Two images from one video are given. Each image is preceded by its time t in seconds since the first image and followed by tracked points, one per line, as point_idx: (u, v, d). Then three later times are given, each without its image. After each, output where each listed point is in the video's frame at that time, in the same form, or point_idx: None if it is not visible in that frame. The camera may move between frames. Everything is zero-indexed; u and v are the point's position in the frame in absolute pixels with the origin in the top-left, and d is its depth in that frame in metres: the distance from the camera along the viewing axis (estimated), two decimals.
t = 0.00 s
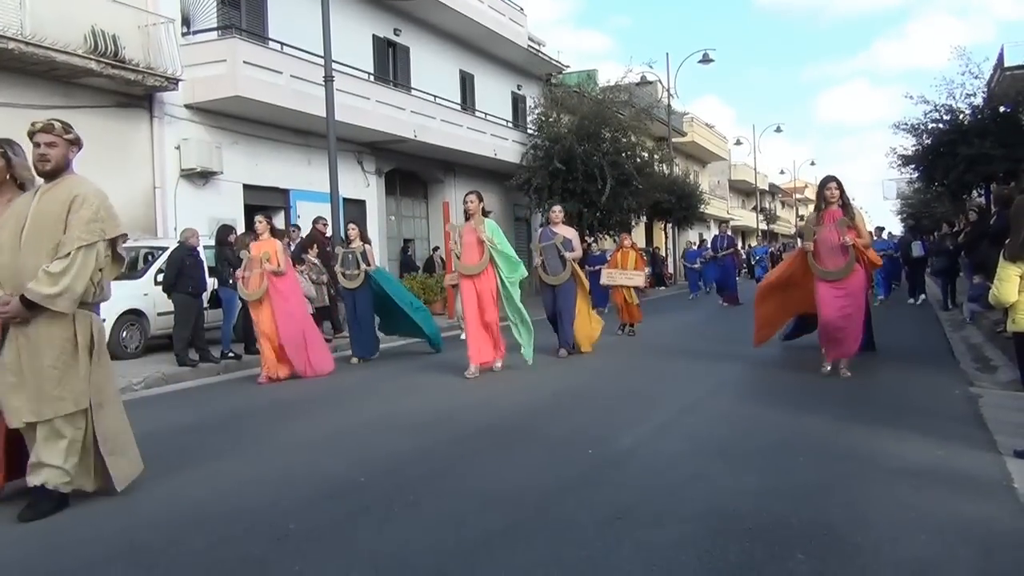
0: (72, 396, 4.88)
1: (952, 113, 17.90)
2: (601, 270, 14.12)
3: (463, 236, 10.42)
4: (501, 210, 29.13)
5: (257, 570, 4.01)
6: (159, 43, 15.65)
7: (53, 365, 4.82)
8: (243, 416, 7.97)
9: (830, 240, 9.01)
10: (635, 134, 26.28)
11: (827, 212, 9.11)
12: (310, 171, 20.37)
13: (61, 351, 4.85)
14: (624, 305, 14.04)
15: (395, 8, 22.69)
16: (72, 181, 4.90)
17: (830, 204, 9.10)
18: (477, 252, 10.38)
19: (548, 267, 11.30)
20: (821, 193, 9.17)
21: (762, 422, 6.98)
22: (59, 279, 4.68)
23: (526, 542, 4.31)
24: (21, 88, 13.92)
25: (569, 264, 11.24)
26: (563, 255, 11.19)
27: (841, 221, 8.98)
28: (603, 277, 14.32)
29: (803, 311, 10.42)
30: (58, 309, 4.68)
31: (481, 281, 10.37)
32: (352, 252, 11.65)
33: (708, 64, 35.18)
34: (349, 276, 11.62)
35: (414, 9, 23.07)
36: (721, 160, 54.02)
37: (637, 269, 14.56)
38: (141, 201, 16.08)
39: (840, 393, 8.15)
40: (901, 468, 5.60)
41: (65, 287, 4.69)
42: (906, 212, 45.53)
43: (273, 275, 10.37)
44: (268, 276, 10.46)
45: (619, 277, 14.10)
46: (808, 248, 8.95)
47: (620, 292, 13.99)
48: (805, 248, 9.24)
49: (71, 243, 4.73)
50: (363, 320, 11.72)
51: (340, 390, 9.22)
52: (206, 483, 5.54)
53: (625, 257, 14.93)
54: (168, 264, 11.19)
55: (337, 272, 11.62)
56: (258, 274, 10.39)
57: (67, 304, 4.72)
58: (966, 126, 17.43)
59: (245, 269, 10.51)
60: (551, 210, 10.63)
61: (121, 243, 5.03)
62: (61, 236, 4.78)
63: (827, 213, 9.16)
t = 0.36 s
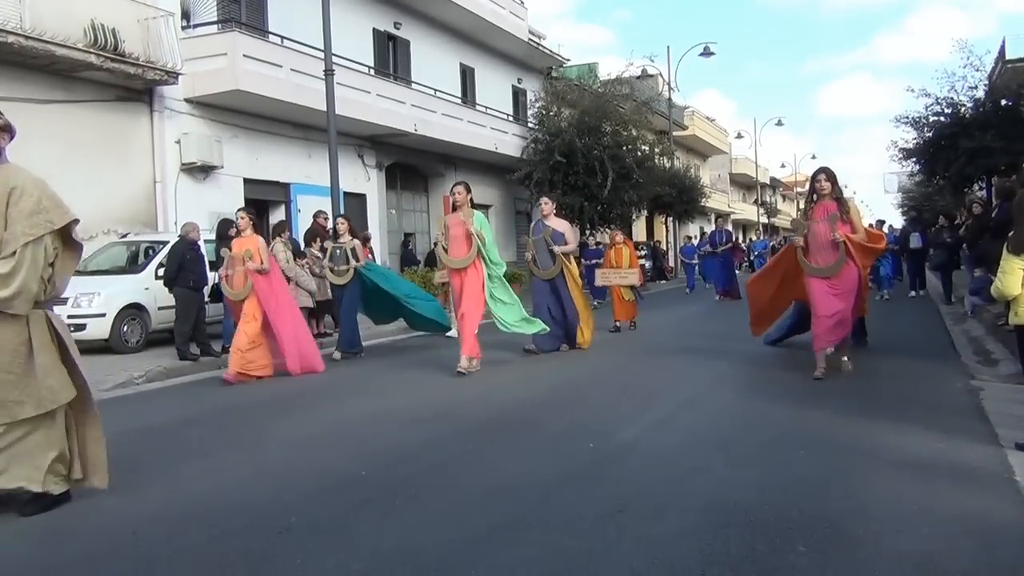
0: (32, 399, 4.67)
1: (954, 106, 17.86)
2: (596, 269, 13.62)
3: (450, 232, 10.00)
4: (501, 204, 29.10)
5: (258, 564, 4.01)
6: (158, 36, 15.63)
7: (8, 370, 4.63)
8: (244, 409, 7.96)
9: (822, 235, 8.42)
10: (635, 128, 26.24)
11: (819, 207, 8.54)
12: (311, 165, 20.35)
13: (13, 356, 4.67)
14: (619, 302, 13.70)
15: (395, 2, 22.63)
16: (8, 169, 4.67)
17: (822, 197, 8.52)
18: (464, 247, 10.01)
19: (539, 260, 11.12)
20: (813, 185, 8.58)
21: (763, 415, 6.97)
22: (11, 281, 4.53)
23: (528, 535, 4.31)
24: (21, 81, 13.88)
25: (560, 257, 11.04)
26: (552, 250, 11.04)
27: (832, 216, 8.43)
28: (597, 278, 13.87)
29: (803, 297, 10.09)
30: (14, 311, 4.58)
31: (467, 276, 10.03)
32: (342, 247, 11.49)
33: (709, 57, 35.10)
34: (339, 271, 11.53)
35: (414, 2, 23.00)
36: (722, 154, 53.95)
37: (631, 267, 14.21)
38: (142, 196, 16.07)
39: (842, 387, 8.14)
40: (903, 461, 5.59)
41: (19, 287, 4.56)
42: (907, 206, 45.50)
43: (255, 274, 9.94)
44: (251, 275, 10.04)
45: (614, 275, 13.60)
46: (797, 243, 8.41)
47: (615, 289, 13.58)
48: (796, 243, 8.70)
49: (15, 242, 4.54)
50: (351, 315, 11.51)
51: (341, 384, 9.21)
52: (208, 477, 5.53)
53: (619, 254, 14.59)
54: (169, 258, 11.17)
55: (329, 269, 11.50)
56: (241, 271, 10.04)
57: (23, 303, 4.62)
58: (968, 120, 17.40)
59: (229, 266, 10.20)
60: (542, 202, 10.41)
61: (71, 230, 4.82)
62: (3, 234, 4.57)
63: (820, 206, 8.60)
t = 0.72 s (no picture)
0: None
1: (954, 103, 17.84)
2: (587, 264, 13.37)
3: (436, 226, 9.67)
4: (502, 201, 29.09)
5: (257, 561, 4.01)
6: (158, 33, 15.61)
7: None
8: (244, 407, 7.96)
9: (819, 226, 8.30)
10: (636, 124, 26.23)
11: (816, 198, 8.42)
12: (311, 162, 20.34)
13: None
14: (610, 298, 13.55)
15: None
16: None
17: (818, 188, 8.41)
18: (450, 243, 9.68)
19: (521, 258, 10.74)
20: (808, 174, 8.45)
21: (763, 412, 6.97)
22: None
23: (528, 532, 4.31)
24: (20, 78, 13.87)
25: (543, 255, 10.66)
26: (534, 245, 10.60)
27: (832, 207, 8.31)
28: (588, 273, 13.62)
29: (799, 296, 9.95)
30: None
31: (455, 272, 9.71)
32: (328, 242, 11.05)
33: (709, 53, 35.02)
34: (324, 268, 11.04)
35: None
36: (722, 150, 53.90)
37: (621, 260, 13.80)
38: (141, 193, 16.06)
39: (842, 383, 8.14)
40: (903, 457, 5.59)
41: None
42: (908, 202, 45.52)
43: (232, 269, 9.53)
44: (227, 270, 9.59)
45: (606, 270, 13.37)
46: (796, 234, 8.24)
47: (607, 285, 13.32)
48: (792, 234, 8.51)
49: None
50: (341, 315, 11.15)
51: (341, 381, 9.22)
52: (209, 474, 5.53)
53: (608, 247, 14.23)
54: (168, 256, 11.15)
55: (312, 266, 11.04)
56: (216, 267, 9.56)
57: None
58: (968, 116, 17.38)
59: (203, 261, 9.65)
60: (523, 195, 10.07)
61: None
62: None
63: (813, 196, 8.46)
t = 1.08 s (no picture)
0: None
1: (955, 102, 17.84)
2: (577, 266, 13.25)
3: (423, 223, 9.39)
4: (503, 199, 29.09)
5: (260, 560, 4.01)
6: (159, 31, 15.62)
7: None
8: (244, 405, 7.95)
9: (826, 227, 7.91)
10: (636, 123, 26.22)
11: (822, 196, 7.97)
12: (312, 160, 20.35)
13: None
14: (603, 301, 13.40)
15: None
16: None
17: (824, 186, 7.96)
18: (437, 241, 9.37)
19: (511, 258, 10.43)
20: (813, 170, 7.97)
21: (764, 411, 6.97)
22: None
23: (530, 531, 4.31)
24: (22, 76, 13.87)
25: (533, 255, 10.34)
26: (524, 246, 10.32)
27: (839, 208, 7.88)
28: (579, 275, 13.60)
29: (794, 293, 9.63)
30: None
31: (443, 273, 9.31)
32: (316, 243, 10.95)
33: (711, 52, 35.01)
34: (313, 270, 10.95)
35: None
36: (722, 150, 53.91)
37: (612, 262, 13.56)
38: (142, 191, 16.05)
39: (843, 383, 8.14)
40: (904, 457, 5.59)
41: None
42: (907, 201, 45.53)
43: (213, 271, 9.22)
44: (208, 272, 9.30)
45: (595, 272, 13.34)
46: (801, 234, 7.83)
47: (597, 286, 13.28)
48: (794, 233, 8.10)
49: None
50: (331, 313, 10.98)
51: (341, 379, 9.21)
52: (211, 472, 5.53)
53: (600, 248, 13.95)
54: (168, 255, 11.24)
55: (299, 267, 10.92)
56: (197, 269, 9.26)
57: None
58: (969, 115, 17.37)
59: (184, 262, 9.35)
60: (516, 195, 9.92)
61: None
62: None
63: (818, 194, 8.01)
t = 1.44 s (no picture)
0: None
1: (956, 102, 17.86)
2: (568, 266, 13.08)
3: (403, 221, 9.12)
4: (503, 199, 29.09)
5: (261, 560, 4.01)
6: (160, 31, 15.63)
7: None
8: (244, 405, 7.95)
9: (820, 228, 7.74)
10: (638, 124, 26.23)
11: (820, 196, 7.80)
12: (313, 160, 20.37)
13: None
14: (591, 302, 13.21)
15: None
16: None
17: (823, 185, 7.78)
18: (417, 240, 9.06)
19: (502, 257, 10.24)
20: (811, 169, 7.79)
21: (765, 412, 6.97)
22: None
23: (532, 532, 4.31)
24: (23, 75, 13.88)
25: (524, 253, 10.15)
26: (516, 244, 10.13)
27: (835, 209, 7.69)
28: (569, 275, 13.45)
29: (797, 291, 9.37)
30: None
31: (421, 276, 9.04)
32: (302, 239, 10.76)
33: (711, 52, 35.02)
34: (298, 266, 10.79)
35: None
36: (723, 150, 53.86)
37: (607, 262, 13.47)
38: (142, 191, 16.05)
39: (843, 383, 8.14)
40: (905, 458, 5.59)
41: None
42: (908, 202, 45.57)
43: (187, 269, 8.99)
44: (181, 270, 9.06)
45: (587, 272, 13.16)
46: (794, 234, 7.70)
47: (587, 287, 13.10)
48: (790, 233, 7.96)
49: None
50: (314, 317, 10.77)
51: (342, 379, 9.22)
52: (212, 472, 5.53)
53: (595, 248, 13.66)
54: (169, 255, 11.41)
55: (287, 264, 10.81)
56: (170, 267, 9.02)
57: None
58: (970, 115, 17.37)
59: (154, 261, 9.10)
60: (509, 190, 9.97)
61: None
62: None
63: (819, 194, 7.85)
